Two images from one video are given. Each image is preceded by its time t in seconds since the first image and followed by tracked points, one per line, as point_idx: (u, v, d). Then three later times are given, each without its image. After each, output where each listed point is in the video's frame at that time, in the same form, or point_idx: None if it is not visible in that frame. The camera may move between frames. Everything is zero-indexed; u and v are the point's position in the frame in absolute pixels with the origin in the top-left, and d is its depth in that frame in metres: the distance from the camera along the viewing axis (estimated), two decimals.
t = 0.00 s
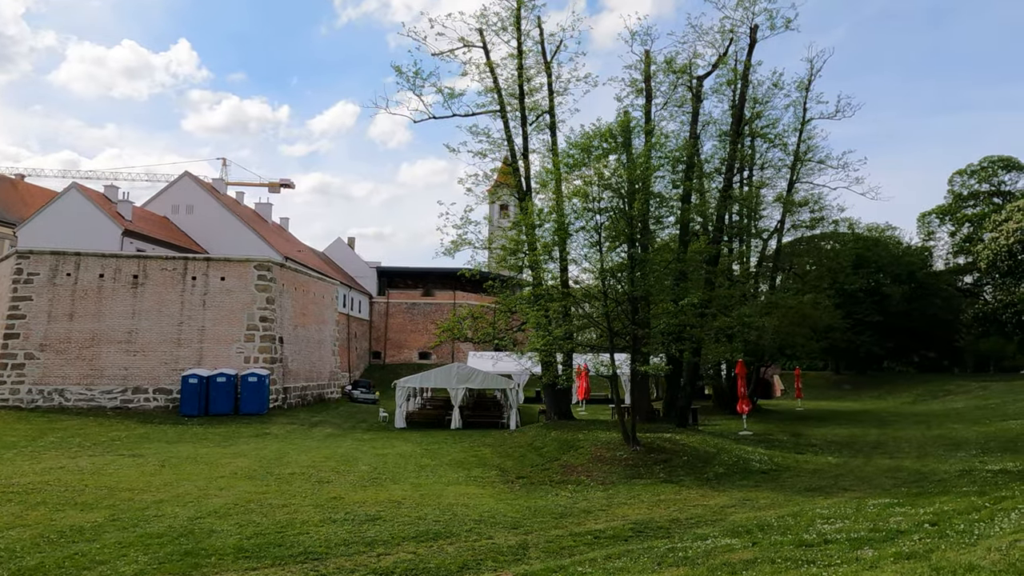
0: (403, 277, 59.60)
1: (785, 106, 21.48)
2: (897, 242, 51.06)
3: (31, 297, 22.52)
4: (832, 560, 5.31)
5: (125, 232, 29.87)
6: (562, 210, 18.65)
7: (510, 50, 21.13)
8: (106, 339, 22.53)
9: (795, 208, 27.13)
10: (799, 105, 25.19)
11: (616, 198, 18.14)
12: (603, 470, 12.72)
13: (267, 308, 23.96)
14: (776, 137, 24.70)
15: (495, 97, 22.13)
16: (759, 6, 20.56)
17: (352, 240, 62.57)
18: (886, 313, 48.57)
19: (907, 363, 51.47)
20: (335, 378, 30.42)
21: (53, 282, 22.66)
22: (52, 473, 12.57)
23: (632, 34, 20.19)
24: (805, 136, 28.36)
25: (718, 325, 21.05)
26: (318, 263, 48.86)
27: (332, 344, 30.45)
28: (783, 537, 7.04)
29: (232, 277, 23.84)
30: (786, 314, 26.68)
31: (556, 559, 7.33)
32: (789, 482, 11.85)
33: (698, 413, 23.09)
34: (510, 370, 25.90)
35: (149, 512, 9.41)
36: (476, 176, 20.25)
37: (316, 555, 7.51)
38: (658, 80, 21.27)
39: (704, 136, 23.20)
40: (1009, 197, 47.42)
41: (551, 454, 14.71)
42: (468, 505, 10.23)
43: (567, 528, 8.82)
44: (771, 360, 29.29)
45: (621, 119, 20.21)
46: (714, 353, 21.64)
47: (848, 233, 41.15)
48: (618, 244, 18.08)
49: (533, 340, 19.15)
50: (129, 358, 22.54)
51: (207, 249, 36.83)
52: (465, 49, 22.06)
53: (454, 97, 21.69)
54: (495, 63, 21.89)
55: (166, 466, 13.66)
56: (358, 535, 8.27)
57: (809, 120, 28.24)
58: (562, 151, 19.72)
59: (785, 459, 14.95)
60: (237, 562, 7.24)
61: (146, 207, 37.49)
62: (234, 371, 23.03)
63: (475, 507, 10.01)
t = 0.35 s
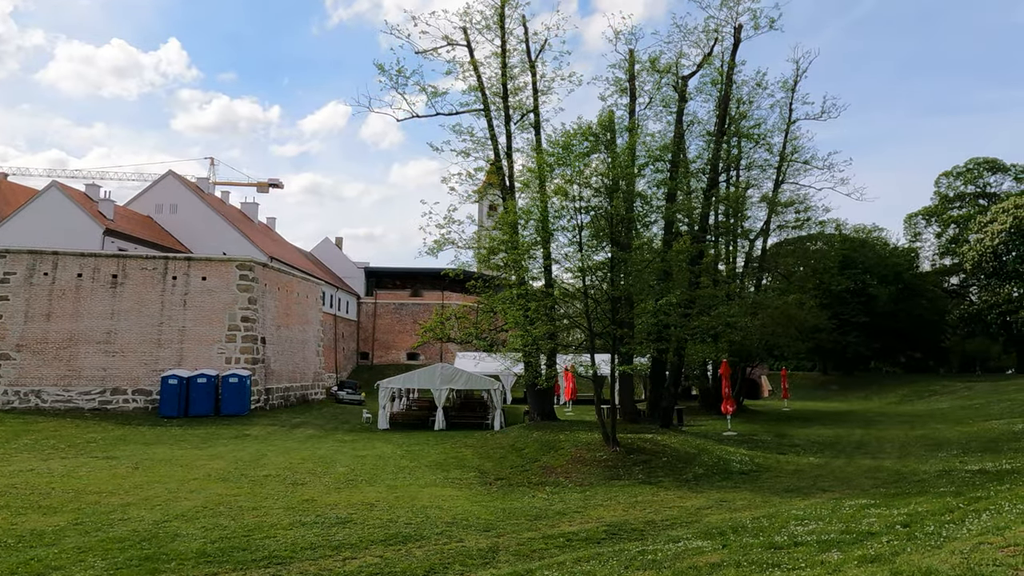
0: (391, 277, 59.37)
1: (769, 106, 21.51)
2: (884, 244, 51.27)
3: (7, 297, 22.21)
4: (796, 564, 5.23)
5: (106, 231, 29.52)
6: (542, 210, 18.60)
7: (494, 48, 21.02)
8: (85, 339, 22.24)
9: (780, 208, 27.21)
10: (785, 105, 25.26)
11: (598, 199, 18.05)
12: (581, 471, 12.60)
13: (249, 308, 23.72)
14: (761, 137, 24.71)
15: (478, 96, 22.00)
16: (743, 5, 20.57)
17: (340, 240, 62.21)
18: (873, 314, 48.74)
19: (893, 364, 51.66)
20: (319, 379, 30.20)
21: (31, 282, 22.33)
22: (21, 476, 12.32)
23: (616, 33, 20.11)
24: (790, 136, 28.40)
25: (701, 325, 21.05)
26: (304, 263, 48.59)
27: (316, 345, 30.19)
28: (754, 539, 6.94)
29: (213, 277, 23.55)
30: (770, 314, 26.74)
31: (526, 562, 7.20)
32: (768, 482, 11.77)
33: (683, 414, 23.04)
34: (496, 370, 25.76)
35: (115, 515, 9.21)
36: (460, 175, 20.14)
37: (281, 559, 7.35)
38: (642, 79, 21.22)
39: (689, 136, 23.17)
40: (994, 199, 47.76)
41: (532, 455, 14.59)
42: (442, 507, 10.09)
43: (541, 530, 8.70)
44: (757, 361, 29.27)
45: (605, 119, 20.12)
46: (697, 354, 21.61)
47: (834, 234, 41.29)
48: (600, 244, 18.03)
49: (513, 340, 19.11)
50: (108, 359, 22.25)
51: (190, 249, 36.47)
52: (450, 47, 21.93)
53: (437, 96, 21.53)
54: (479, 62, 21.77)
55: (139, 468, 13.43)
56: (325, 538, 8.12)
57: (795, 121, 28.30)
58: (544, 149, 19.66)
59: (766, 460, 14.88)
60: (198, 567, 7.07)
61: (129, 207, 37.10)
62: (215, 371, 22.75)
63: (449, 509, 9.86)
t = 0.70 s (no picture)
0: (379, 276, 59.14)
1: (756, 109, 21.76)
2: (871, 243, 51.50)
3: None
4: (760, 568, 5.16)
5: (86, 228, 29.16)
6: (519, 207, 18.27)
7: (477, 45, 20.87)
8: (63, 338, 21.95)
9: (766, 207, 27.28)
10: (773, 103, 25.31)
11: (580, 196, 17.93)
12: (559, 471, 12.51)
13: (230, 307, 23.50)
14: (746, 136, 24.69)
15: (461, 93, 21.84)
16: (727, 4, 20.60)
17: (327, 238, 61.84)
18: (859, 313, 48.88)
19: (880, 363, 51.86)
20: (304, 378, 29.99)
21: (7, 280, 22.02)
22: None
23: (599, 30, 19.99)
24: (776, 135, 28.43)
25: (684, 324, 21.06)
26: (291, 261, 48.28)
27: (300, 344, 29.93)
28: (724, 541, 6.86)
29: (194, 276, 23.28)
30: (755, 313, 26.79)
31: (495, 564, 7.08)
32: (746, 482, 11.71)
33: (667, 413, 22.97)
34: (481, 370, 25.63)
35: (79, 518, 9.02)
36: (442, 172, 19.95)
37: (244, 563, 7.20)
38: (627, 77, 21.08)
39: (673, 133, 23.13)
40: (979, 199, 48.05)
41: (512, 455, 14.48)
42: (416, 508, 9.97)
43: (513, 532, 8.58)
44: (742, 360, 29.26)
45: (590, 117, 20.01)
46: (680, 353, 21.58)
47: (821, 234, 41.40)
48: (578, 241, 17.88)
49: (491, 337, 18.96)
50: (86, 358, 21.97)
51: (174, 247, 36.10)
52: (433, 44, 21.77)
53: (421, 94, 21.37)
54: (462, 59, 21.60)
55: (111, 469, 13.20)
56: (292, 541, 7.98)
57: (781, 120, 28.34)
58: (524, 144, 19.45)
59: (747, 459, 14.82)
60: (158, 572, 6.91)
61: (111, 204, 36.71)
62: (196, 371, 22.48)
63: (422, 511, 9.73)
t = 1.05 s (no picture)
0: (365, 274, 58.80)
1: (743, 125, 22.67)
2: (854, 243, 51.81)
3: None
4: (718, 572, 5.06)
5: (62, 224, 28.73)
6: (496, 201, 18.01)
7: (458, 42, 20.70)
8: (35, 336, 21.61)
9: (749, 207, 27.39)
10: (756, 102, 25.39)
11: (557, 194, 17.83)
12: (534, 471, 12.41)
13: (208, 304, 23.20)
14: (728, 135, 24.70)
15: (442, 91, 21.67)
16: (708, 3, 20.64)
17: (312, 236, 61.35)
18: (842, 313, 48.94)
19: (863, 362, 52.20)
20: (285, 377, 29.70)
21: None
22: None
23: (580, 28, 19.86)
24: (759, 135, 28.49)
25: (664, 322, 21.02)
26: (274, 259, 47.87)
27: (281, 342, 29.61)
28: (690, 543, 6.77)
29: (171, 273, 22.95)
30: (737, 312, 26.85)
31: (459, 568, 6.94)
32: (720, 482, 11.67)
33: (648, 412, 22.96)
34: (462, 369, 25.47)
35: (36, 521, 8.79)
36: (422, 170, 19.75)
37: (200, 568, 7.02)
38: (608, 75, 20.98)
39: (654, 131, 23.12)
40: (961, 200, 48.43)
41: (489, 454, 14.36)
42: (385, 509, 9.81)
43: (480, 534, 8.47)
44: (725, 360, 29.29)
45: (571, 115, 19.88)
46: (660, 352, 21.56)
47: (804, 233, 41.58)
48: (553, 234, 17.73)
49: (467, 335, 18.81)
50: (60, 357, 21.63)
51: (153, 244, 35.65)
52: (414, 40, 21.59)
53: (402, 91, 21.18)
54: (444, 56, 21.43)
55: (78, 470, 12.94)
56: (254, 544, 7.81)
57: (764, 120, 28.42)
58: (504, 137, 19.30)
59: (724, 459, 14.76)
60: None
61: (90, 200, 36.22)
62: (172, 370, 22.16)
63: (390, 512, 9.59)
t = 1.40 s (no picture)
0: (353, 274, 58.53)
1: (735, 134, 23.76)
2: (842, 244, 52.01)
3: None
4: None
5: (42, 223, 28.36)
6: (473, 198, 17.70)
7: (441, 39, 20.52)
8: (13, 336, 21.32)
9: (735, 207, 27.43)
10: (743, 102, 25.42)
11: (538, 191, 17.67)
12: (513, 472, 12.27)
13: (190, 304, 22.89)
14: (714, 134, 24.65)
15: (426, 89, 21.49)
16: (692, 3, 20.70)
17: (300, 236, 61.01)
18: (830, 314, 48.88)
19: (851, 362, 52.42)
20: (269, 378, 29.40)
21: None
22: None
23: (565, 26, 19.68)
24: (746, 135, 28.49)
25: (649, 323, 20.94)
26: (261, 259, 47.56)
27: (265, 342, 29.34)
28: (660, 546, 6.65)
29: (151, 272, 22.64)
30: (724, 312, 26.89)
31: (425, 571, 6.79)
32: (700, 483, 11.58)
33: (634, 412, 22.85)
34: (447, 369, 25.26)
35: None
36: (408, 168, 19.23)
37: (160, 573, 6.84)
38: (593, 73, 20.84)
39: (640, 130, 23.05)
40: (948, 201, 48.65)
41: (469, 455, 14.22)
42: (358, 511, 9.64)
43: (452, 537, 8.31)
44: (711, 360, 29.25)
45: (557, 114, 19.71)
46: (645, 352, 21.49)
47: (792, 234, 41.62)
48: (533, 230, 17.48)
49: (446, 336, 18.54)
50: (37, 357, 21.35)
51: (137, 243, 35.29)
52: (398, 37, 21.38)
53: (385, 89, 20.99)
54: (428, 54, 21.25)
55: (49, 472, 12.71)
56: (218, 548, 7.63)
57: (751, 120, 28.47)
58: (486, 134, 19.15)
59: (706, 459, 14.68)
60: None
61: (73, 199, 35.84)
62: (152, 370, 21.89)
63: (363, 514, 9.42)
